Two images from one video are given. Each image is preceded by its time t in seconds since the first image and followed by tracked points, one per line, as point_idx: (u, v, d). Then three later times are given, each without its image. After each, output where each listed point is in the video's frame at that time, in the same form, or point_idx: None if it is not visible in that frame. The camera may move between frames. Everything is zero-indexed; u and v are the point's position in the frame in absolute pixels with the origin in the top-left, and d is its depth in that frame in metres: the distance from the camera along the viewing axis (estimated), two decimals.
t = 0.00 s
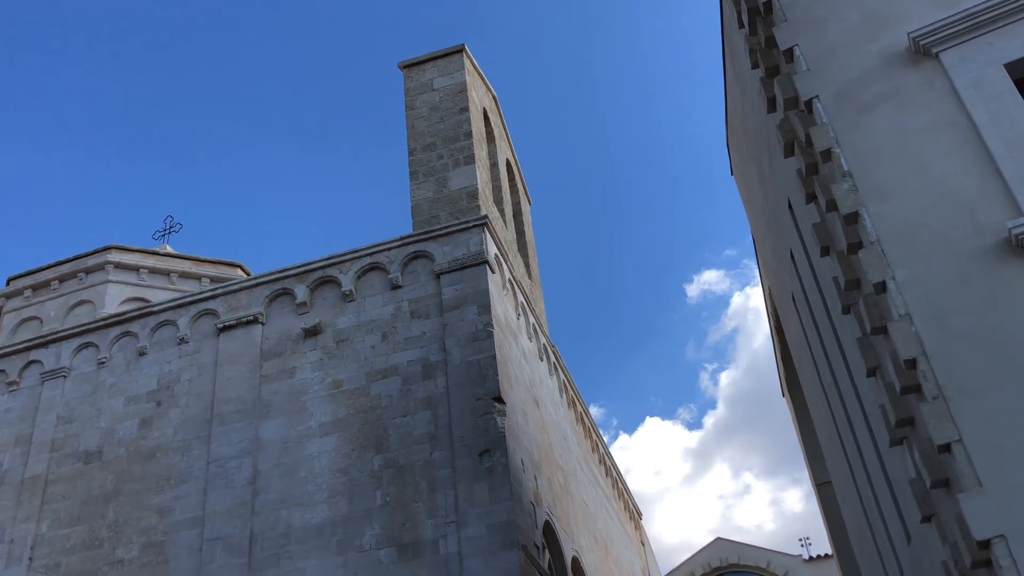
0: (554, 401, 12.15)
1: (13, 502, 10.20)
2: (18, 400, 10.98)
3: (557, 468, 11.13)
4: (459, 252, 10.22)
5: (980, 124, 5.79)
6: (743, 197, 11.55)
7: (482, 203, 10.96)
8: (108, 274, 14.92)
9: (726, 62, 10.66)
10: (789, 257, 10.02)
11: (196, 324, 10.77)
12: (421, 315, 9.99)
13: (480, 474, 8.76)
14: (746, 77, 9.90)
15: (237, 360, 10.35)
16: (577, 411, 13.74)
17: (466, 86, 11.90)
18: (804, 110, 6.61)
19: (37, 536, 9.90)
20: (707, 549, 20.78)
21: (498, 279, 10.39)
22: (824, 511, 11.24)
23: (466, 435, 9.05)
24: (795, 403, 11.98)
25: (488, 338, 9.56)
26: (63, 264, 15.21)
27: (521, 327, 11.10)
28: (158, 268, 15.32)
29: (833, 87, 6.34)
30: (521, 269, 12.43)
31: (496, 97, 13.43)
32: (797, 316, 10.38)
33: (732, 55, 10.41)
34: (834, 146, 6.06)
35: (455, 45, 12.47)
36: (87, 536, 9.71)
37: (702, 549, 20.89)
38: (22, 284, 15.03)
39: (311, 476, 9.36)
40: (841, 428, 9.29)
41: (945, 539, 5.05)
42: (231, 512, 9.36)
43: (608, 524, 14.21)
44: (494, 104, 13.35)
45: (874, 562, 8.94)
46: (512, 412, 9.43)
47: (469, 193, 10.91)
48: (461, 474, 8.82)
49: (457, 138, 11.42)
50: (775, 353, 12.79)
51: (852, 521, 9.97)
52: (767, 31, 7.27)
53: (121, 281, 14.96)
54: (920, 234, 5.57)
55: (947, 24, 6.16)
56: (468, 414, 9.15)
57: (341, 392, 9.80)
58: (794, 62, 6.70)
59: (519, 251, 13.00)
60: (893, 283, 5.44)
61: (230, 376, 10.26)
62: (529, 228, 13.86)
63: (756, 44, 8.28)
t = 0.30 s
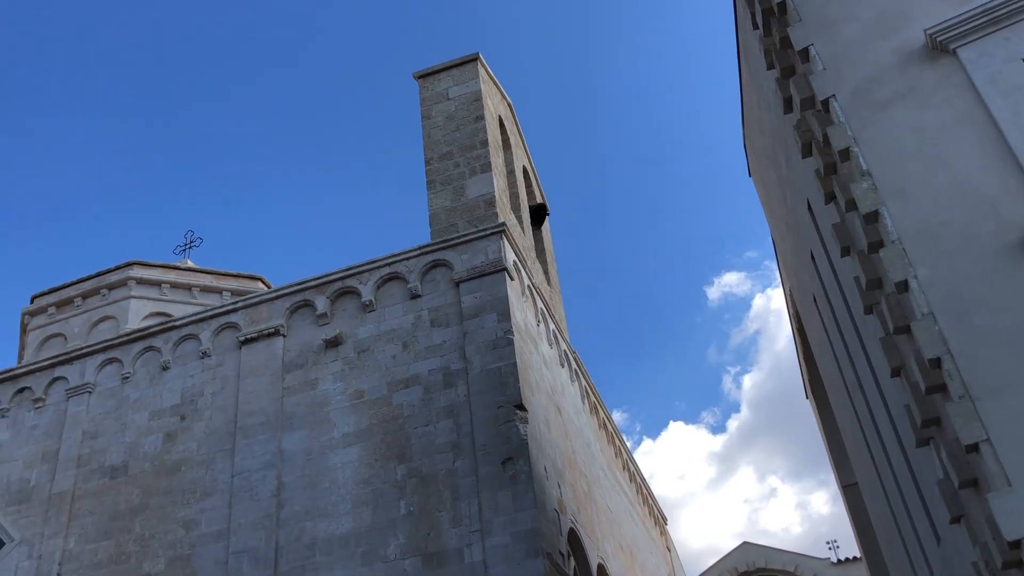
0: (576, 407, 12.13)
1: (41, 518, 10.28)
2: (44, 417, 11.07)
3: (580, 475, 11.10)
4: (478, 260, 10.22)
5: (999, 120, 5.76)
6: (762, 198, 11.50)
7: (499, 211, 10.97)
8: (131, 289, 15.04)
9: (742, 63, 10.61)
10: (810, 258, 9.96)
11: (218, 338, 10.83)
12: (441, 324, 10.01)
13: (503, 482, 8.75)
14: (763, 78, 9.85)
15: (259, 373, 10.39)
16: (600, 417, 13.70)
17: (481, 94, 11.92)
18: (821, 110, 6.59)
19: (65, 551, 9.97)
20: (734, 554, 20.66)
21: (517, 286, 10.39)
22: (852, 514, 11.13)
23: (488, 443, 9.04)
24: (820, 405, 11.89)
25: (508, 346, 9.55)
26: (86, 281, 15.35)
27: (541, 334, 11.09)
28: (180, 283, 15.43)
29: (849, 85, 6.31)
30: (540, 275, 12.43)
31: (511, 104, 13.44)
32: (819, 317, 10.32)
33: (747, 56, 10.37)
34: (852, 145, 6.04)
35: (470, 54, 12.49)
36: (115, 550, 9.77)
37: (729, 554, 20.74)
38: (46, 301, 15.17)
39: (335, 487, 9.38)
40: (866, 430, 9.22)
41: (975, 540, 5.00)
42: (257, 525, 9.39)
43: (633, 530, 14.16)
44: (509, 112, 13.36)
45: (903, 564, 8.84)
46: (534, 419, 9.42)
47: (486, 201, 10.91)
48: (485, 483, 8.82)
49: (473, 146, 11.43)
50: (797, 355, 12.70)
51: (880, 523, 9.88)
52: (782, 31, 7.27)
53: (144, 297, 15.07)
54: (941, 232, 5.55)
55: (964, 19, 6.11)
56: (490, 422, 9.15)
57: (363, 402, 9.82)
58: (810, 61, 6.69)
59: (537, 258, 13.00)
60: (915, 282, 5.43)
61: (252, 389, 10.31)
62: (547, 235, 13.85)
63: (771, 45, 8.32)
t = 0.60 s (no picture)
0: (590, 416, 12.09)
1: (57, 531, 10.32)
2: (59, 430, 11.11)
3: (595, 483, 11.05)
4: (489, 269, 10.22)
5: (1011, 121, 5.75)
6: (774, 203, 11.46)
7: (511, 220, 10.96)
8: (145, 302, 15.10)
9: (752, 69, 10.58)
10: (823, 263, 9.91)
11: (231, 349, 10.85)
12: (453, 333, 10.00)
13: (518, 491, 8.72)
14: (773, 83, 9.82)
15: (273, 385, 10.40)
16: (614, 425, 13.65)
17: (491, 103, 11.92)
18: (832, 114, 6.58)
19: (81, 564, 10.00)
20: (752, 562, 20.53)
21: (529, 294, 10.37)
22: (870, 521, 11.04)
23: (502, 452, 9.02)
24: (836, 411, 11.81)
25: (521, 354, 9.54)
26: (100, 294, 15.43)
27: (554, 342, 11.07)
28: (194, 295, 15.49)
29: (859, 89, 6.31)
30: (552, 283, 12.42)
31: (521, 113, 13.45)
32: (833, 323, 10.27)
33: (757, 61, 10.34)
34: (864, 150, 6.03)
35: (480, 63, 12.50)
36: (130, 562, 9.79)
37: (746, 562, 20.61)
38: (61, 315, 15.25)
39: (349, 498, 9.37)
40: (883, 435, 9.15)
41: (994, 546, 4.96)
42: (272, 536, 9.39)
43: (649, 538, 14.08)
44: (520, 121, 13.36)
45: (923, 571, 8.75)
46: (548, 428, 9.39)
47: (497, 210, 10.91)
48: (499, 492, 8.79)
49: (484, 155, 11.43)
50: (812, 361, 12.63)
51: (898, 530, 9.80)
52: (791, 36, 7.27)
53: (158, 309, 15.13)
54: (955, 236, 5.54)
55: (975, 21, 6.09)
56: (503, 431, 9.13)
57: (376, 412, 9.81)
58: (821, 65, 6.68)
59: (549, 266, 12.99)
60: (929, 286, 5.41)
61: (266, 400, 10.32)
62: (558, 243, 13.83)
63: (783, 50, 8.35)
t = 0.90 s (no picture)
0: (598, 423, 12.08)
1: (66, 538, 10.34)
2: (68, 437, 11.14)
3: (602, 492, 11.04)
4: (496, 276, 10.23)
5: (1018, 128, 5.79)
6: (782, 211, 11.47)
7: (518, 227, 10.98)
8: (153, 309, 15.14)
9: (759, 77, 10.59)
10: (830, 270, 9.91)
11: (239, 356, 10.88)
12: (460, 340, 10.02)
13: (525, 499, 8.72)
14: (782, 91, 9.83)
15: (280, 392, 10.41)
16: (622, 433, 13.63)
17: (498, 111, 11.94)
18: (838, 122, 6.66)
19: (89, 571, 10.02)
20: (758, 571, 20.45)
21: (536, 302, 10.38)
22: (878, 530, 10.99)
23: (509, 460, 9.02)
24: (843, 419, 11.77)
25: (528, 362, 9.54)
26: (109, 301, 15.48)
27: (561, 350, 11.07)
28: (201, 302, 15.52)
29: (866, 97, 6.39)
30: (559, 291, 12.44)
31: (529, 121, 13.47)
32: (841, 331, 10.25)
33: (765, 69, 10.34)
34: (870, 157, 6.10)
35: (487, 72, 12.53)
36: (138, 569, 9.81)
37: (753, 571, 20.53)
38: (70, 322, 15.30)
39: (356, 505, 9.38)
40: (892, 443, 9.13)
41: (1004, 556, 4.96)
42: (279, 543, 9.40)
43: (656, 547, 14.05)
44: (527, 128, 13.39)
45: None
46: (555, 436, 9.38)
47: (504, 218, 10.93)
48: (506, 500, 8.79)
49: (491, 163, 11.45)
50: (819, 369, 12.60)
51: (906, 539, 9.76)
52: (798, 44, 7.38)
53: (166, 316, 15.17)
54: (963, 243, 5.58)
55: (982, 29, 6.14)
56: (510, 439, 9.14)
57: (384, 420, 9.82)
58: (827, 73, 6.79)
59: (556, 274, 13.00)
60: (937, 294, 5.45)
61: (274, 408, 10.33)
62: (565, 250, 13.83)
63: (791, 58, 8.39)
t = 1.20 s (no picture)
0: (603, 433, 12.04)
1: (70, 545, 10.35)
2: (74, 443, 11.16)
3: (607, 502, 11.00)
4: (502, 285, 10.23)
5: None
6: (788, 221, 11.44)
7: (524, 236, 10.98)
8: (159, 316, 15.17)
9: (766, 87, 10.59)
10: (836, 280, 9.89)
11: (245, 364, 10.89)
12: (466, 349, 10.02)
13: (530, 508, 8.70)
14: (788, 102, 9.83)
15: (286, 400, 10.41)
16: (627, 443, 13.59)
17: (505, 120, 11.95)
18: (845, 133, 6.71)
19: None
20: None
21: (541, 311, 10.37)
22: (885, 542, 10.94)
23: (514, 469, 9.00)
24: (850, 431, 11.73)
25: (533, 371, 9.54)
26: (116, 308, 15.52)
27: (566, 359, 11.06)
28: (208, 310, 15.55)
29: (873, 107, 6.40)
30: (565, 300, 12.43)
31: (535, 130, 13.49)
32: (847, 341, 10.23)
33: (771, 80, 10.34)
34: (876, 168, 6.13)
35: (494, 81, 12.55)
36: None
37: None
38: (76, 328, 15.34)
39: (361, 514, 9.37)
40: (899, 456, 9.09)
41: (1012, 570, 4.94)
42: (283, 551, 9.40)
43: (661, 557, 13.99)
44: (534, 138, 13.41)
45: None
46: (560, 445, 9.37)
47: (510, 226, 10.93)
48: (511, 509, 8.78)
49: (497, 172, 11.46)
50: (825, 380, 12.56)
51: (913, 551, 9.71)
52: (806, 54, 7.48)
53: (172, 323, 15.21)
54: (970, 255, 5.59)
55: (989, 41, 6.16)
56: (515, 448, 9.13)
57: (389, 428, 9.82)
58: (833, 84, 6.86)
59: (562, 283, 12.99)
60: (944, 305, 5.46)
61: (280, 415, 10.33)
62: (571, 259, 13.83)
63: (798, 69, 8.41)
